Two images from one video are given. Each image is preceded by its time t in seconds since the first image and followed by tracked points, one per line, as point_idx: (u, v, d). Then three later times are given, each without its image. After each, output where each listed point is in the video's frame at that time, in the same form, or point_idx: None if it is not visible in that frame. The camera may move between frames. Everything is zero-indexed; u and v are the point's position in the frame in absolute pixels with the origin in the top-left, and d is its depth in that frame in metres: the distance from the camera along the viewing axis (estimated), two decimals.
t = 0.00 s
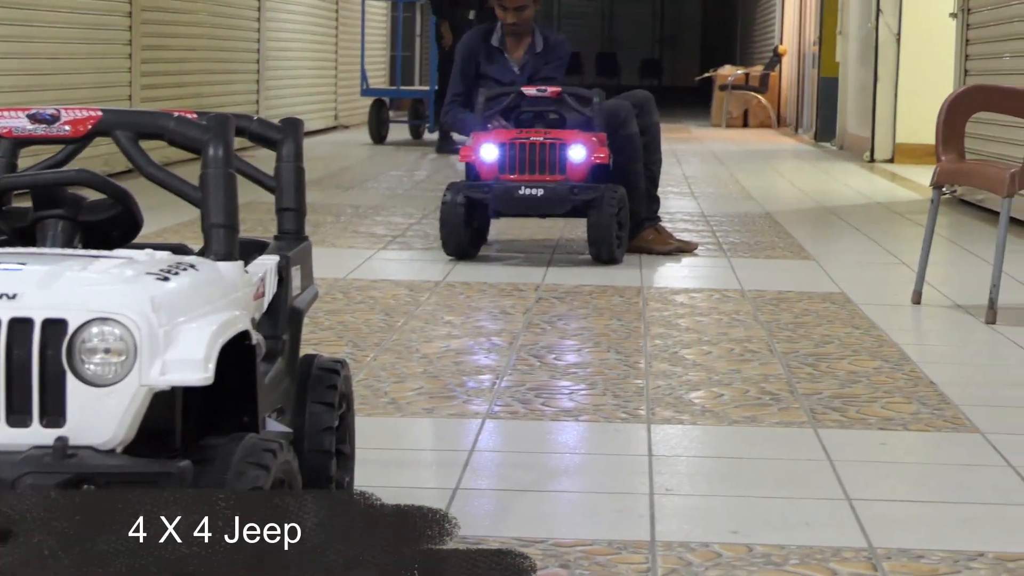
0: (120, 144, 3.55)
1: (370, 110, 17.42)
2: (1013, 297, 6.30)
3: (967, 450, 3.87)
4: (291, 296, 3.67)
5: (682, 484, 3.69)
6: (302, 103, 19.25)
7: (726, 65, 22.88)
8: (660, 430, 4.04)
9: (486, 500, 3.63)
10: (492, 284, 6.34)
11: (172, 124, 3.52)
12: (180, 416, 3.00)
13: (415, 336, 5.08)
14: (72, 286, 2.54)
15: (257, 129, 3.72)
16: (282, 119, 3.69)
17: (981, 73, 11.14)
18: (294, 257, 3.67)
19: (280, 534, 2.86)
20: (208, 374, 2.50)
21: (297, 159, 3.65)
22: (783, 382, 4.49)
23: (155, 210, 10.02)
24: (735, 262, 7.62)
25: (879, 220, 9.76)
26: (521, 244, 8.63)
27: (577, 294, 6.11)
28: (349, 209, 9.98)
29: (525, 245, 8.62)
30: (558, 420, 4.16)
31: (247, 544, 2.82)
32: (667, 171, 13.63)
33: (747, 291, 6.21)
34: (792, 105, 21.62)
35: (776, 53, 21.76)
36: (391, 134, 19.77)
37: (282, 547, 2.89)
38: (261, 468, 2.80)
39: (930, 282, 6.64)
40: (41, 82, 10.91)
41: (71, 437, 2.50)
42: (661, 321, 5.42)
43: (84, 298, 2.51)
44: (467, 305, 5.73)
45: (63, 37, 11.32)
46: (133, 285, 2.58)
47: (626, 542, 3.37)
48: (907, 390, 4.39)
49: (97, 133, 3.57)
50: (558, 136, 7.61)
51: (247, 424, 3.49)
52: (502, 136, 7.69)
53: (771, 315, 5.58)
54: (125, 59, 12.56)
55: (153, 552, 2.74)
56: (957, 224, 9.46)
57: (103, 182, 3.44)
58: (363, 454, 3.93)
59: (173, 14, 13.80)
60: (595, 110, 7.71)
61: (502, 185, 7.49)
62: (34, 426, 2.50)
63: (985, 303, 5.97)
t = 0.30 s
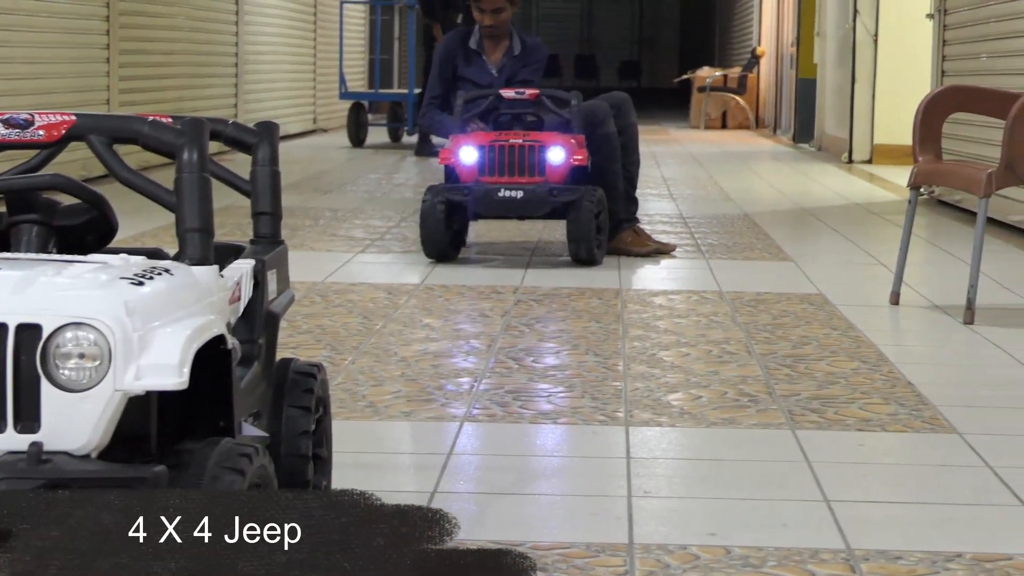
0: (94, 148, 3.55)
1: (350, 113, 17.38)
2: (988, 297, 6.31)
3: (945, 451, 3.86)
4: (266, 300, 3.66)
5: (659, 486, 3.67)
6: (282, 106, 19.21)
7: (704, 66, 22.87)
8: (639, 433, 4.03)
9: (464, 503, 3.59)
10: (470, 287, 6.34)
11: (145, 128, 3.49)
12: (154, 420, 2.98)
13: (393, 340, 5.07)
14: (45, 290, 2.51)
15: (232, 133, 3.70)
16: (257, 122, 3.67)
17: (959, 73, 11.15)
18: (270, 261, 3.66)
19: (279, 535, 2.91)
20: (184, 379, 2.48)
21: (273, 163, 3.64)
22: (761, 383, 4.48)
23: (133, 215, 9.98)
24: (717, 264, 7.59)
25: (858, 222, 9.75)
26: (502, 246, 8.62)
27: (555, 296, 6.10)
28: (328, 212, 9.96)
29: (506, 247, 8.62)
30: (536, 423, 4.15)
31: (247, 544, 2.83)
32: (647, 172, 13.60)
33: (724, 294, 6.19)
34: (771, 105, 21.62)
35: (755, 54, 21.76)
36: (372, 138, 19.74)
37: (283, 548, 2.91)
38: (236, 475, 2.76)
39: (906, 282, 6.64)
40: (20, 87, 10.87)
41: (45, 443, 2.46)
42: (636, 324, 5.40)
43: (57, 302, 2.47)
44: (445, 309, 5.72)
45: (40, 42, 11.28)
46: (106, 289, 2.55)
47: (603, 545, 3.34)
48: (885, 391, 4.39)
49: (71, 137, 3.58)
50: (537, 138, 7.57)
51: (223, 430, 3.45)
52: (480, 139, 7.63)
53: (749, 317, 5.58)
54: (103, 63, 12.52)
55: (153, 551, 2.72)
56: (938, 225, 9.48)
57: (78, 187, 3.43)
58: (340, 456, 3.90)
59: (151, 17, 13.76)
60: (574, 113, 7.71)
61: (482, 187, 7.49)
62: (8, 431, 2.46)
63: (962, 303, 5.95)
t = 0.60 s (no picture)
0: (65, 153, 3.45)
1: (329, 116, 17.25)
2: (978, 302, 6.25)
3: (935, 461, 3.78)
4: (241, 307, 3.57)
5: (643, 497, 3.58)
6: (259, 109, 19.08)
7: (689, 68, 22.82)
8: (623, 442, 3.96)
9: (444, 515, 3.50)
10: (451, 293, 6.26)
11: (118, 131, 3.38)
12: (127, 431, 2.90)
13: (373, 347, 5.00)
14: (16, 296, 2.50)
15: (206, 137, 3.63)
16: (232, 126, 3.59)
17: (948, 77, 11.09)
18: (244, 266, 3.57)
19: (280, 534, 2.99)
20: (155, 389, 2.45)
21: (248, 167, 3.56)
22: (747, 392, 4.40)
23: (105, 220, 9.88)
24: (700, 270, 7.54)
25: (845, 226, 9.69)
26: (485, 252, 8.55)
27: (538, 302, 6.03)
28: (306, 217, 9.87)
29: (489, 253, 8.55)
30: (518, 432, 4.08)
31: (249, 543, 2.90)
32: (633, 176, 13.51)
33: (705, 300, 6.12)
34: (758, 108, 21.58)
35: (743, 56, 21.70)
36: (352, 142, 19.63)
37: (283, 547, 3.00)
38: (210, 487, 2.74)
39: (894, 288, 6.58)
40: None
41: (13, 452, 2.45)
42: (617, 330, 5.34)
43: (27, 310, 2.46)
44: (422, 317, 5.64)
45: (16, 44, 11.16)
46: (80, 296, 2.53)
47: (586, 556, 3.25)
48: (873, 399, 4.31)
49: (42, 141, 3.48)
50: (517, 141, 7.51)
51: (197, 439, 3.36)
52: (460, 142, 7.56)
53: (734, 324, 5.51)
54: (76, 66, 12.41)
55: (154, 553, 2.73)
56: (927, 229, 9.43)
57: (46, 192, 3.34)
58: (319, 466, 3.82)
59: (125, 19, 13.64)
60: (556, 115, 7.61)
61: (463, 192, 7.45)
62: None
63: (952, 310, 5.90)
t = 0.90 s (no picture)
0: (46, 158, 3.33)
1: (316, 118, 17.13)
2: (982, 309, 6.16)
3: (941, 473, 3.69)
4: (228, 315, 3.46)
5: (640, 509, 3.49)
6: (248, 111, 18.97)
7: (685, 70, 22.70)
8: (620, 452, 3.87)
9: (437, 528, 3.41)
10: (442, 300, 6.18)
11: (101, 135, 3.24)
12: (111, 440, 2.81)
13: (363, 356, 4.92)
14: None
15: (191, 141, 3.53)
16: (217, 130, 3.52)
17: (951, 78, 10.99)
18: (231, 274, 3.47)
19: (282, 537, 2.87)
20: (142, 399, 2.30)
21: (234, 172, 3.47)
22: (747, 401, 4.32)
23: (85, 225, 9.78)
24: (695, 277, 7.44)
25: (846, 232, 9.59)
26: (477, 258, 8.47)
27: (531, 309, 5.95)
28: (294, 223, 9.78)
29: (481, 259, 8.46)
30: (512, 442, 3.99)
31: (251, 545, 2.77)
32: (628, 180, 13.42)
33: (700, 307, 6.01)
34: (756, 110, 21.50)
35: (741, 57, 21.63)
36: (340, 145, 19.52)
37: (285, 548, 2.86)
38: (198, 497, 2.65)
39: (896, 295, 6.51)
40: None
41: None
42: (610, 339, 5.25)
43: (6, 318, 2.32)
44: (412, 327, 5.55)
45: None
46: (62, 303, 2.38)
47: (582, 570, 3.14)
48: (876, 409, 4.23)
49: (23, 146, 3.36)
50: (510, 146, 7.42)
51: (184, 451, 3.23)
52: (451, 146, 7.47)
53: (732, 331, 5.42)
54: (57, 68, 12.31)
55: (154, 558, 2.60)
56: (929, 234, 9.36)
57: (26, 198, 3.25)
58: (308, 479, 3.74)
59: (106, 19, 13.53)
60: (550, 118, 7.51)
61: (452, 197, 7.32)
62: None
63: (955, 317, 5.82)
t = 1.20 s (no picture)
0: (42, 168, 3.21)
1: (317, 127, 17.04)
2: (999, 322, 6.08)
3: (959, 492, 3.60)
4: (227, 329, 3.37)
5: (650, 529, 3.40)
6: (247, 118, 18.89)
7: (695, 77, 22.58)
8: (628, 470, 3.79)
9: (441, 548, 3.33)
10: (445, 314, 6.10)
11: (97, 144, 3.14)
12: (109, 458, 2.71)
13: (365, 372, 4.84)
14: None
15: (190, 151, 3.45)
16: (216, 139, 3.43)
17: (970, 86, 10.88)
18: (230, 287, 3.38)
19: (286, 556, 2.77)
20: (138, 415, 2.21)
21: (233, 183, 3.38)
22: (759, 418, 4.23)
23: (81, 237, 9.70)
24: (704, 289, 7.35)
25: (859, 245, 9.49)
26: (481, 270, 8.39)
27: (538, 323, 5.87)
28: (295, 234, 9.70)
29: (485, 271, 8.39)
30: (518, 460, 3.90)
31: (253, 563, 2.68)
32: (636, 190, 13.32)
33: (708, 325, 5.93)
34: (768, 119, 21.39)
35: (752, 65, 21.53)
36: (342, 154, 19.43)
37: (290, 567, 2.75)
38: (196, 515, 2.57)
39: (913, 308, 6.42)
40: None
41: None
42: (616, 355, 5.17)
43: None
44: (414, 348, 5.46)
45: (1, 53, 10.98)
46: (58, 315, 2.29)
47: None
48: (891, 426, 4.14)
49: (18, 156, 3.24)
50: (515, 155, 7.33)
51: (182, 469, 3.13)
52: (455, 156, 7.38)
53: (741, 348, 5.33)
54: (52, 74, 12.24)
55: None
56: (947, 246, 9.28)
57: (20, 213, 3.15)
58: (307, 498, 3.66)
59: (103, 24, 13.44)
60: (556, 127, 7.43)
61: (456, 209, 7.21)
62: None
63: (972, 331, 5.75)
